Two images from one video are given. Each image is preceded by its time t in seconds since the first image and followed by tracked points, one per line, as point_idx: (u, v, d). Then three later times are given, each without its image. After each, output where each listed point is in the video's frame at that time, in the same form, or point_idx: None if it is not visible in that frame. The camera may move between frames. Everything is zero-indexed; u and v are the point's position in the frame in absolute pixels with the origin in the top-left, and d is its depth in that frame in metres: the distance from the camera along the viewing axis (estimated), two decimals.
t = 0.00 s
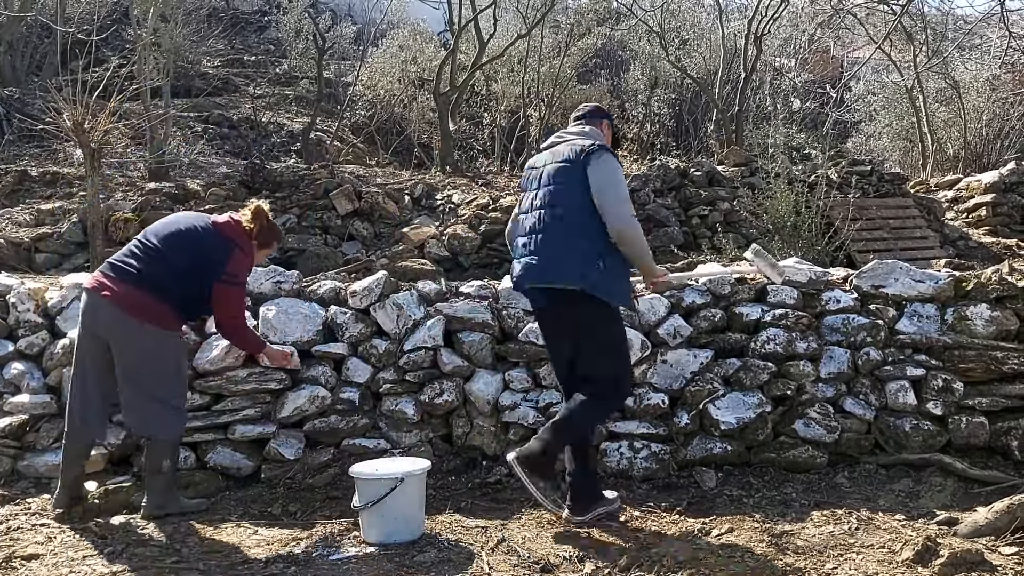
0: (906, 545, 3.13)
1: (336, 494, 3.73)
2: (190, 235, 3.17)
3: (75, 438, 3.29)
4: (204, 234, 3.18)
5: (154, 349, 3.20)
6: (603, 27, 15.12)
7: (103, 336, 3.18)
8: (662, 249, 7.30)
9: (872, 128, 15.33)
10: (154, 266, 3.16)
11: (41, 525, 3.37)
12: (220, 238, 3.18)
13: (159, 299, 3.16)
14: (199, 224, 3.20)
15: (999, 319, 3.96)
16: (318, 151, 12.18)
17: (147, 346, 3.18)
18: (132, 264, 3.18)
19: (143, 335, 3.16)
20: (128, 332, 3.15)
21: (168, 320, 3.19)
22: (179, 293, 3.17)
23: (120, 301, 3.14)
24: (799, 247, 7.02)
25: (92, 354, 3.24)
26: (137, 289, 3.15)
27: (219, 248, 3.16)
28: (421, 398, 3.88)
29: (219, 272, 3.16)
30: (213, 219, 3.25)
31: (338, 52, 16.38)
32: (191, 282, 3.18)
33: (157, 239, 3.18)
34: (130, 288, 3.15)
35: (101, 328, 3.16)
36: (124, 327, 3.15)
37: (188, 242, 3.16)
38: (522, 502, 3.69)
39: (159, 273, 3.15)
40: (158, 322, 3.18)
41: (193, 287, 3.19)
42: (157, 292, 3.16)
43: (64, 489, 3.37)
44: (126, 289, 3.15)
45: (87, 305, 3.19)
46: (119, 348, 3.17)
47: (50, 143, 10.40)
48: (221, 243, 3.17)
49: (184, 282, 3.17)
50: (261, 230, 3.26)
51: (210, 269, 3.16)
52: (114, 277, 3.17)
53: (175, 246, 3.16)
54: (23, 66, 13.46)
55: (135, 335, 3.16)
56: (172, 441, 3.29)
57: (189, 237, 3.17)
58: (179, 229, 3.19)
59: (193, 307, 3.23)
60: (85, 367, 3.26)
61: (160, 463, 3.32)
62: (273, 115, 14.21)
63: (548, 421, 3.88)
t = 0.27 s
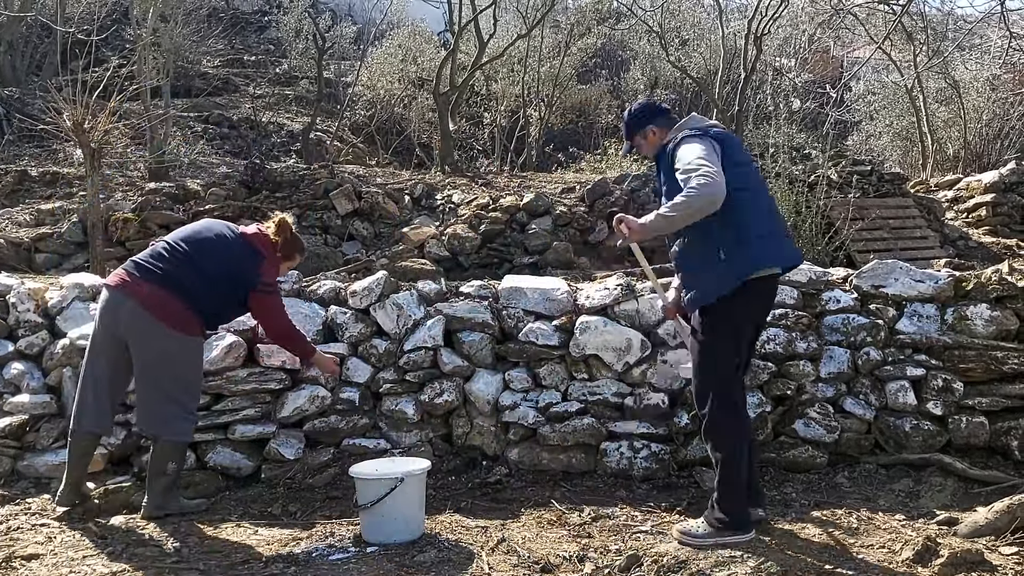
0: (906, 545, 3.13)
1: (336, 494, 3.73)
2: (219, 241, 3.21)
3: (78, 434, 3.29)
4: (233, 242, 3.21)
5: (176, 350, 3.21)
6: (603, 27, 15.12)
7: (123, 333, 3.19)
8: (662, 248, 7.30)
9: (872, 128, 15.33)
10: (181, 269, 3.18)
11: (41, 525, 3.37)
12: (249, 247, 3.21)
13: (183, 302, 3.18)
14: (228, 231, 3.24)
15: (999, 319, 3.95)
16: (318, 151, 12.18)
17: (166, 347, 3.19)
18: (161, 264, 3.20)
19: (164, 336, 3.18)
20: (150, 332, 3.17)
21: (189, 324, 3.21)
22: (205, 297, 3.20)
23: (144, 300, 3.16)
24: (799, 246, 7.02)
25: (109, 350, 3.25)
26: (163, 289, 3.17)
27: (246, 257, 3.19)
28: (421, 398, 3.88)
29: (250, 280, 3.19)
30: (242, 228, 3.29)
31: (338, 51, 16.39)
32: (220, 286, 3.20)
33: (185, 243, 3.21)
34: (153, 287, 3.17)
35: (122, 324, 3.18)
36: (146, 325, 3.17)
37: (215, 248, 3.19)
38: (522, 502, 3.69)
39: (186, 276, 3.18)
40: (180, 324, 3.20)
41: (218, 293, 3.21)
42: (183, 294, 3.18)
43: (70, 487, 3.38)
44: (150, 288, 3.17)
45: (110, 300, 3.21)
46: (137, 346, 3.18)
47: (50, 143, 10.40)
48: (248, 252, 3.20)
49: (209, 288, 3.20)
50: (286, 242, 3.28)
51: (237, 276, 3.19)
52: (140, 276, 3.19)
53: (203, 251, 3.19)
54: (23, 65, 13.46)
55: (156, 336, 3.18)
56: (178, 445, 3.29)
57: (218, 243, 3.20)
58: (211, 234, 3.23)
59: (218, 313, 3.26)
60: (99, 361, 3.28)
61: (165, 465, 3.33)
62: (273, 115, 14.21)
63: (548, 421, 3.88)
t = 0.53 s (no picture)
0: (906, 545, 3.13)
1: (336, 494, 3.73)
2: (226, 240, 3.21)
3: (75, 428, 3.27)
4: (241, 241, 3.22)
5: (179, 349, 3.21)
6: (603, 27, 15.11)
7: (127, 329, 3.18)
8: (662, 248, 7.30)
9: (872, 128, 15.33)
10: (188, 266, 3.18)
11: (41, 525, 3.38)
12: (256, 246, 3.22)
13: (188, 299, 3.19)
14: (236, 231, 3.24)
15: (999, 319, 3.95)
16: (318, 150, 12.19)
17: (170, 344, 3.19)
18: (167, 261, 3.19)
19: (168, 333, 3.18)
20: (155, 328, 3.17)
21: (193, 323, 3.21)
22: (210, 297, 3.20)
23: (150, 297, 3.15)
24: (799, 246, 7.02)
25: (110, 345, 3.23)
26: (169, 287, 3.17)
27: (254, 257, 3.20)
28: (421, 398, 3.88)
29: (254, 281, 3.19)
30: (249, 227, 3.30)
31: (338, 51, 16.39)
32: (224, 287, 3.21)
33: (193, 241, 3.21)
34: (160, 284, 3.16)
35: (126, 320, 3.16)
36: (151, 322, 3.16)
37: (222, 248, 3.20)
38: (522, 502, 3.69)
39: (192, 275, 3.18)
40: (182, 323, 3.19)
41: (224, 292, 3.22)
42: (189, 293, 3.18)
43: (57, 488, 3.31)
44: (156, 285, 3.16)
45: (114, 295, 3.18)
46: (141, 341, 3.17)
47: (50, 143, 10.40)
48: (256, 252, 3.20)
49: (216, 286, 3.20)
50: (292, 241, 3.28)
51: (245, 277, 3.20)
52: (146, 272, 3.18)
53: (210, 249, 3.19)
54: (23, 66, 13.46)
55: (161, 332, 3.17)
56: (178, 444, 3.29)
57: (225, 243, 3.21)
58: (217, 234, 3.23)
59: (219, 313, 3.26)
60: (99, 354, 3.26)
61: (165, 464, 3.33)
62: (273, 115, 14.22)
63: (548, 421, 3.89)
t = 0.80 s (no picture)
0: (906, 545, 3.13)
1: (336, 494, 3.73)
2: (226, 237, 3.23)
3: (78, 429, 3.27)
4: (242, 237, 3.24)
5: (181, 349, 3.20)
6: (603, 27, 15.11)
7: (129, 328, 3.17)
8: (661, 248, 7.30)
9: (872, 129, 15.34)
10: (190, 264, 3.19)
11: (41, 525, 3.38)
12: (255, 242, 3.24)
13: (190, 297, 3.18)
14: (236, 228, 3.26)
15: (999, 319, 3.95)
16: (318, 151, 12.20)
17: (172, 342, 3.18)
18: (167, 260, 3.20)
19: (172, 331, 3.17)
20: (157, 327, 3.15)
21: (196, 321, 3.20)
22: (212, 294, 3.21)
23: (152, 295, 3.15)
24: (799, 246, 7.02)
25: (112, 344, 3.23)
26: (171, 284, 3.16)
27: (255, 253, 3.23)
28: (421, 398, 3.88)
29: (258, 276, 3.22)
30: (248, 225, 3.32)
31: (338, 51, 16.40)
32: (225, 283, 3.22)
33: (194, 239, 3.22)
34: (162, 282, 3.16)
35: (128, 319, 3.15)
36: (153, 320, 3.15)
37: (223, 244, 3.22)
38: (522, 502, 3.69)
39: (194, 272, 3.18)
40: (185, 322, 3.19)
41: (226, 289, 3.23)
42: (193, 292, 3.18)
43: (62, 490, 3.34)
44: (157, 282, 3.16)
45: (116, 294, 3.17)
46: (144, 340, 3.16)
47: (50, 143, 10.40)
48: (258, 248, 3.23)
49: (218, 283, 3.22)
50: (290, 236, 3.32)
51: (246, 273, 3.22)
52: (147, 270, 3.18)
53: (211, 246, 3.21)
54: (23, 66, 13.47)
55: (163, 330, 3.16)
56: (180, 443, 3.29)
57: (226, 239, 3.23)
58: (215, 231, 3.25)
59: (218, 311, 3.25)
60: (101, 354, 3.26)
61: (165, 465, 3.34)
62: (273, 115, 14.22)
63: (548, 421, 3.89)
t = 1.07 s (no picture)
0: (905, 545, 3.13)
1: (335, 494, 3.73)
2: (224, 236, 3.26)
3: (77, 430, 3.26)
4: (239, 236, 3.28)
5: (179, 348, 3.21)
6: (603, 27, 15.11)
7: (127, 328, 3.17)
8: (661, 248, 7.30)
9: (872, 129, 15.34)
10: (188, 263, 3.21)
11: (41, 525, 3.37)
12: (253, 242, 3.28)
13: (190, 296, 3.20)
14: (233, 227, 3.30)
15: (999, 319, 3.95)
16: (318, 151, 12.20)
17: (171, 342, 3.19)
18: (165, 259, 3.21)
19: (171, 330, 3.18)
20: (156, 326, 3.16)
21: (195, 320, 3.22)
22: (211, 293, 3.23)
23: (150, 294, 3.16)
24: (799, 246, 7.02)
25: (110, 344, 3.23)
26: (169, 283, 3.18)
27: (253, 252, 3.26)
28: (421, 398, 3.88)
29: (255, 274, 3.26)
30: (245, 225, 3.36)
31: (338, 51, 16.40)
32: (225, 284, 3.25)
33: (191, 239, 3.25)
34: (160, 281, 3.18)
35: (126, 319, 3.16)
36: (152, 319, 3.15)
37: (221, 244, 3.25)
38: (522, 502, 3.69)
39: (192, 271, 3.20)
40: (186, 322, 3.20)
41: (224, 288, 3.26)
42: (191, 291, 3.20)
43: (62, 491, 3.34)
44: (155, 282, 3.17)
45: (113, 294, 3.18)
46: (143, 340, 3.17)
47: (50, 143, 10.40)
48: (256, 247, 3.27)
49: (217, 283, 3.24)
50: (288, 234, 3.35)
51: (244, 271, 3.25)
52: (144, 270, 3.20)
53: (208, 246, 3.24)
54: (23, 66, 13.47)
55: (163, 329, 3.17)
56: (178, 443, 3.29)
57: (224, 239, 3.26)
58: (212, 230, 3.27)
59: (217, 310, 3.28)
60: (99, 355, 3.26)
61: (164, 465, 3.34)
62: (273, 115, 14.22)
63: (548, 421, 3.89)
